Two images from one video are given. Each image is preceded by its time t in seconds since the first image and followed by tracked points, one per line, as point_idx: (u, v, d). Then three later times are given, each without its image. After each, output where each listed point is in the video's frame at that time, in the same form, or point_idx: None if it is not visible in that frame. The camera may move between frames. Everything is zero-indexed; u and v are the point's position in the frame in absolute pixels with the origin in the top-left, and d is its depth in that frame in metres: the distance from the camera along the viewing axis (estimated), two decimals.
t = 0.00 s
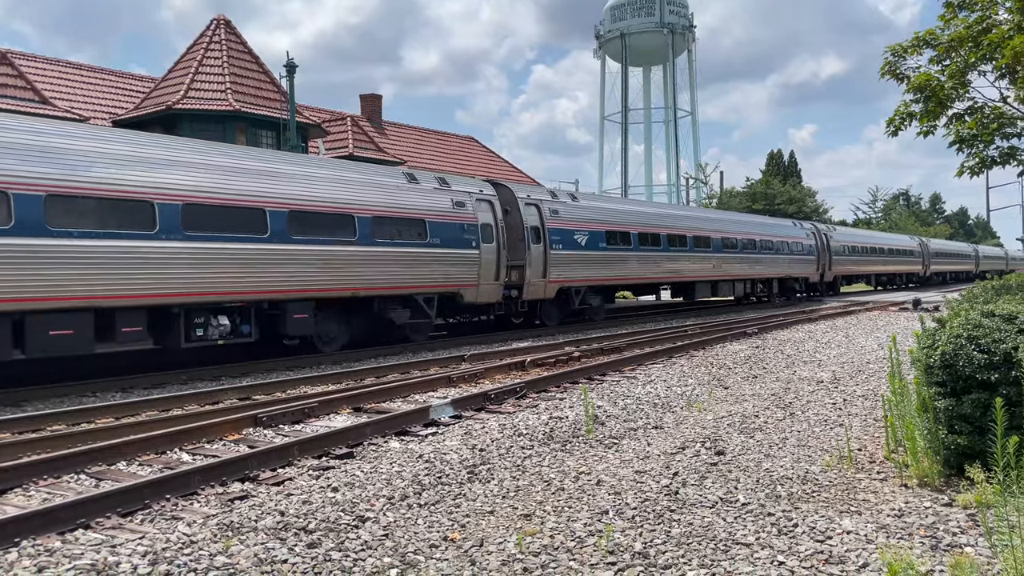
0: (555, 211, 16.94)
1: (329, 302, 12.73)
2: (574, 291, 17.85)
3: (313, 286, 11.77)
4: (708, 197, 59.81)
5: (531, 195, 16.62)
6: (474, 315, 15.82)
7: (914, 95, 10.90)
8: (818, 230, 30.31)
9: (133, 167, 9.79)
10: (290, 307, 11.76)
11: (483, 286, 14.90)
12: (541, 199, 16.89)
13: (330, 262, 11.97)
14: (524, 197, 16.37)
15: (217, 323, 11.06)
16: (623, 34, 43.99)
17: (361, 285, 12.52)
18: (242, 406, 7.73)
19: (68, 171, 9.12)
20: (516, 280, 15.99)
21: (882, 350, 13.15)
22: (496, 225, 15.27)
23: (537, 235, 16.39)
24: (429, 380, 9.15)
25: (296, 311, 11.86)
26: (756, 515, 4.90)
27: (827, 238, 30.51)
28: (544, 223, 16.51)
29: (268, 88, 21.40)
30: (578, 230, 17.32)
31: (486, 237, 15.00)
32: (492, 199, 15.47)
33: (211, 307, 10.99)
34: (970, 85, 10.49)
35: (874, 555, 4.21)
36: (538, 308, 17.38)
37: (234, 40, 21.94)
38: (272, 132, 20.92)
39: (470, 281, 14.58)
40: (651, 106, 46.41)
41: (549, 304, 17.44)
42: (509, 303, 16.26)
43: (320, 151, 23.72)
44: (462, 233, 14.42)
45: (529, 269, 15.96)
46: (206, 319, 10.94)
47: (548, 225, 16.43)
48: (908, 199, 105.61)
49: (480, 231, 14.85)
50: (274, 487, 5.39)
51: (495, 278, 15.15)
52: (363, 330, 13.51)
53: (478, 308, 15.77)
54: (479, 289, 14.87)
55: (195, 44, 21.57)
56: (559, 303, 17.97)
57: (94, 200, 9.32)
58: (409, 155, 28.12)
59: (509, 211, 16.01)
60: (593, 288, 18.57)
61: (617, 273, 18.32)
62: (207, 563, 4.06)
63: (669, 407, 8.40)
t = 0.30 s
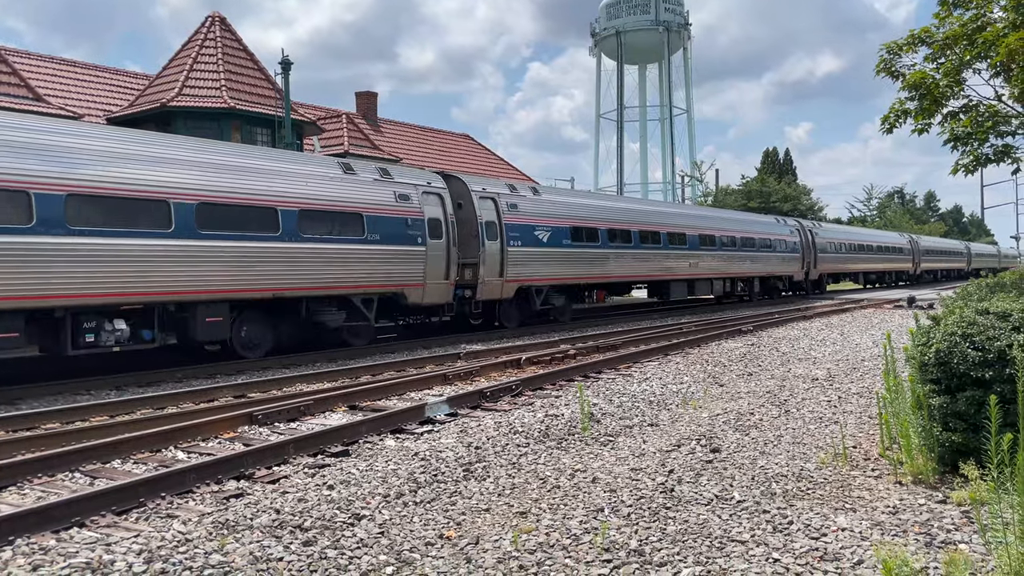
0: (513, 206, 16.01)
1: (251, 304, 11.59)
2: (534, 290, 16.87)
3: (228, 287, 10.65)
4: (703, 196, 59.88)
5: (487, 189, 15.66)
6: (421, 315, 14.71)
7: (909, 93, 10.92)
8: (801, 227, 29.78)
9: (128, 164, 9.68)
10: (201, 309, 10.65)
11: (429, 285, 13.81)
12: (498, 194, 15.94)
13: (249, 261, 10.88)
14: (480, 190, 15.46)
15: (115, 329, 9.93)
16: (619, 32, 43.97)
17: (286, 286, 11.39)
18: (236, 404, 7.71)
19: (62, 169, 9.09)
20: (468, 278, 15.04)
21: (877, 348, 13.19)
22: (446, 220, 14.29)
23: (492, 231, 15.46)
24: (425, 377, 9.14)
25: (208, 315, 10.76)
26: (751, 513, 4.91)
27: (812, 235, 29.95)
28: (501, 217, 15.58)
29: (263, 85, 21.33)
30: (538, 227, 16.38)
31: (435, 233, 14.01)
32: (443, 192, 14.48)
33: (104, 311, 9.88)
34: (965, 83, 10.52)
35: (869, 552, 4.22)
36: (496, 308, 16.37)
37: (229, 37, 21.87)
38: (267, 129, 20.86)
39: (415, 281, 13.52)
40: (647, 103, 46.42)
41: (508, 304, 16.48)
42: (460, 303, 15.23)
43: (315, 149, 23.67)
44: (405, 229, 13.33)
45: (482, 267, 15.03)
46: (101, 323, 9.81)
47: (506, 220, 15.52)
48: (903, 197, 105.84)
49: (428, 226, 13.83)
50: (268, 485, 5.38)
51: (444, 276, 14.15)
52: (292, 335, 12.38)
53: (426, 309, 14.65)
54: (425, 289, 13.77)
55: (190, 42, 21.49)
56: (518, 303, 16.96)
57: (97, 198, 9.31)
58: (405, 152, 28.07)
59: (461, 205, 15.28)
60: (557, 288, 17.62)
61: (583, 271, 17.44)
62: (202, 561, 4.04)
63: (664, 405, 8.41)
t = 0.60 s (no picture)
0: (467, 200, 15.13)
1: (155, 306, 10.52)
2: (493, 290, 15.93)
3: (123, 288, 9.65)
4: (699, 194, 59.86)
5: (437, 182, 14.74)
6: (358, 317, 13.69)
7: (904, 90, 10.94)
8: (785, 224, 29.30)
9: (124, 162, 9.76)
10: (92, 313, 9.65)
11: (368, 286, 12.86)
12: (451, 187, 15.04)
13: (150, 259, 9.90)
14: (428, 182, 14.53)
15: None
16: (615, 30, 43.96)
17: (194, 286, 10.41)
18: (232, 402, 7.70)
19: (57, 166, 9.06)
20: (416, 277, 14.20)
21: (873, 345, 13.22)
22: (388, 213, 13.34)
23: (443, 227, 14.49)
24: (421, 375, 9.14)
25: (102, 319, 9.75)
26: (747, 510, 4.92)
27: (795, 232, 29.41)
28: (453, 212, 14.68)
29: (258, 83, 21.28)
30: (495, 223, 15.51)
31: (376, 227, 13.06)
32: (384, 183, 13.52)
33: None
34: (960, 81, 10.53)
35: (864, 549, 4.23)
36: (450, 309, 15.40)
37: (224, 35, 21.81)
38: (262, 127, 20.81)
39: (350, 281, 12.56)
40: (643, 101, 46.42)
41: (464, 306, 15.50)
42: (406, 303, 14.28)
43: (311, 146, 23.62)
44: (340, 223, 12.38)
45: (431, 265, 14.09)
46: None
47: (457, 214, 14.62)
48: (898, 195, 106.06)
49: (367, 220, 12.88)
50: (265, 483, 5.37)
51: (387, 275, 13.23)
52: (208, 340, 11.36)
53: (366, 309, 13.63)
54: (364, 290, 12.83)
55: (185, 39, 21.42)
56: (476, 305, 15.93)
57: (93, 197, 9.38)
58: (400, 150, 28.05)
59: (408, 198, 14.45)
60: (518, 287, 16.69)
61: (544, 270, 16.62)
62: (198, 559, 4.04)
63: (660, 402, 8.42)
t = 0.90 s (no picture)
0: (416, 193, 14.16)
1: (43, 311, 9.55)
2: (444, 290, 14.98)
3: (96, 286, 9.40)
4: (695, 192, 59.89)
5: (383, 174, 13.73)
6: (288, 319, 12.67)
7: (900, 89, 10.96)
8: (772, 220, 28.72)
9: (115, 163, 9.72)
10: None
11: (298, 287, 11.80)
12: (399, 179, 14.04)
13: (81, 257, 9.26)
14: (370, 174, 13.52)
15: None
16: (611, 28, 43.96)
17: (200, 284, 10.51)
18: (228, 401, 7.69)
19: (52, 165, 9.04)
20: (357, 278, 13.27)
21: (868, 343, 13.26)
22: (322, 206, 12.21)
23: (387, 223, 13.50)
24: (417, 374, 9.14)
25: None
26: (743, 507, 4.93)
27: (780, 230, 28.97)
28: (399, 206, 13.71)
29: (254, 80, 21.23)
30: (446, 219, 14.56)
31: (306, 223, 11.91)
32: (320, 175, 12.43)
33: None
34: (955, 80, 10.56)
35: (860, 547, 4.24)
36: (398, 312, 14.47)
37: (219, 32, 21.76)
38: (258, 125, 20.77)
39: (276, 280, 11.46)
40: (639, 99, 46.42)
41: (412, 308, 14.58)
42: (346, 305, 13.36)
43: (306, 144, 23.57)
44: (265, 218, 11.32)
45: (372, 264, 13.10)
46: None
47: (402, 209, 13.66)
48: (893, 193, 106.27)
49: (297, 216, 11.76)
50: (261, 481, 5.36)
51: (321, 275, 12.13)
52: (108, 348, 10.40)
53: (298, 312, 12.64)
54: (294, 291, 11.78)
55: (180, 36, 21.36)
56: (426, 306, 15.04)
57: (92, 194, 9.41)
58: (397, 148, 28.03)
59: (350, 191, 13.44)
60: (473, 288, 15.81)
61: (503, 268, 15.77)
62: (194, 558, 4.03)
63: (656, 400, 8.42)
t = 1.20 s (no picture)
0: (357, 186, 13.21)
1: None
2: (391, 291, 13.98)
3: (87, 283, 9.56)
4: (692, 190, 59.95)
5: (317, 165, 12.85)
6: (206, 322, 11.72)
7: (896, 87, 10.97)
8: (756, 217, 28.51)
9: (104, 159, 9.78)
10: None
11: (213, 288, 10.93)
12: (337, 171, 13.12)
13: (72, 253, 9.39)
14: (303, 165, 12.59)
15: None
16: (608, 26, 43.94)
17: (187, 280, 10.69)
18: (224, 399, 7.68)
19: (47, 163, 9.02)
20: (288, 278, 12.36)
21: (864, 341, 13.29)
22: (243, 200, 11.45)
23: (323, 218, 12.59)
24: (413, 372, 9.14)
25: None
26: (739, 505, 4.94)
27: (764, 227, 28.55)
28: (336, 200, 12.77)
29: (250, 78, 21.19)
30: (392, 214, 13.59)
31: (222, 218, 11.12)
32: (240, 166, 11.62)
33: None
34: (951, 79, 10.58)
35: (855, 545, 4.25)
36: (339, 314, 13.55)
37: (215, 30, 21.71)
38: (254, 123, 20.73)
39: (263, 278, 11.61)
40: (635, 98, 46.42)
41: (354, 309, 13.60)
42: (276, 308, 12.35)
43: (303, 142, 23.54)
44: (174, 213, 10.49)
45: (303, 263, 12.17)
46: None
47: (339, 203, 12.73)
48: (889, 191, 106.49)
49: (212, 209, 10.99)
50: (257, 480, 5.35)
51: (242, 275, 11.37)
52: None
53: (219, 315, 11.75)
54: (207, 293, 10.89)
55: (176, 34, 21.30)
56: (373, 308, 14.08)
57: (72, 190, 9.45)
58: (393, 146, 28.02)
59: (279, 183, 12.57)
60: (425, 289, 14.85)
61: (459, 268, 14.84)
62: (190, 556, 4.03)
63: (652, 399, 8.42)
